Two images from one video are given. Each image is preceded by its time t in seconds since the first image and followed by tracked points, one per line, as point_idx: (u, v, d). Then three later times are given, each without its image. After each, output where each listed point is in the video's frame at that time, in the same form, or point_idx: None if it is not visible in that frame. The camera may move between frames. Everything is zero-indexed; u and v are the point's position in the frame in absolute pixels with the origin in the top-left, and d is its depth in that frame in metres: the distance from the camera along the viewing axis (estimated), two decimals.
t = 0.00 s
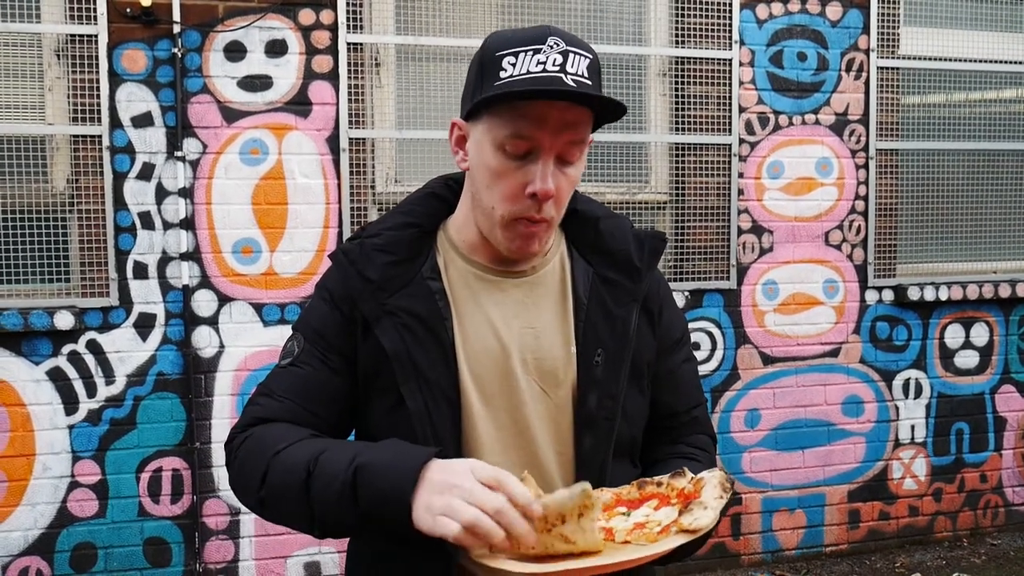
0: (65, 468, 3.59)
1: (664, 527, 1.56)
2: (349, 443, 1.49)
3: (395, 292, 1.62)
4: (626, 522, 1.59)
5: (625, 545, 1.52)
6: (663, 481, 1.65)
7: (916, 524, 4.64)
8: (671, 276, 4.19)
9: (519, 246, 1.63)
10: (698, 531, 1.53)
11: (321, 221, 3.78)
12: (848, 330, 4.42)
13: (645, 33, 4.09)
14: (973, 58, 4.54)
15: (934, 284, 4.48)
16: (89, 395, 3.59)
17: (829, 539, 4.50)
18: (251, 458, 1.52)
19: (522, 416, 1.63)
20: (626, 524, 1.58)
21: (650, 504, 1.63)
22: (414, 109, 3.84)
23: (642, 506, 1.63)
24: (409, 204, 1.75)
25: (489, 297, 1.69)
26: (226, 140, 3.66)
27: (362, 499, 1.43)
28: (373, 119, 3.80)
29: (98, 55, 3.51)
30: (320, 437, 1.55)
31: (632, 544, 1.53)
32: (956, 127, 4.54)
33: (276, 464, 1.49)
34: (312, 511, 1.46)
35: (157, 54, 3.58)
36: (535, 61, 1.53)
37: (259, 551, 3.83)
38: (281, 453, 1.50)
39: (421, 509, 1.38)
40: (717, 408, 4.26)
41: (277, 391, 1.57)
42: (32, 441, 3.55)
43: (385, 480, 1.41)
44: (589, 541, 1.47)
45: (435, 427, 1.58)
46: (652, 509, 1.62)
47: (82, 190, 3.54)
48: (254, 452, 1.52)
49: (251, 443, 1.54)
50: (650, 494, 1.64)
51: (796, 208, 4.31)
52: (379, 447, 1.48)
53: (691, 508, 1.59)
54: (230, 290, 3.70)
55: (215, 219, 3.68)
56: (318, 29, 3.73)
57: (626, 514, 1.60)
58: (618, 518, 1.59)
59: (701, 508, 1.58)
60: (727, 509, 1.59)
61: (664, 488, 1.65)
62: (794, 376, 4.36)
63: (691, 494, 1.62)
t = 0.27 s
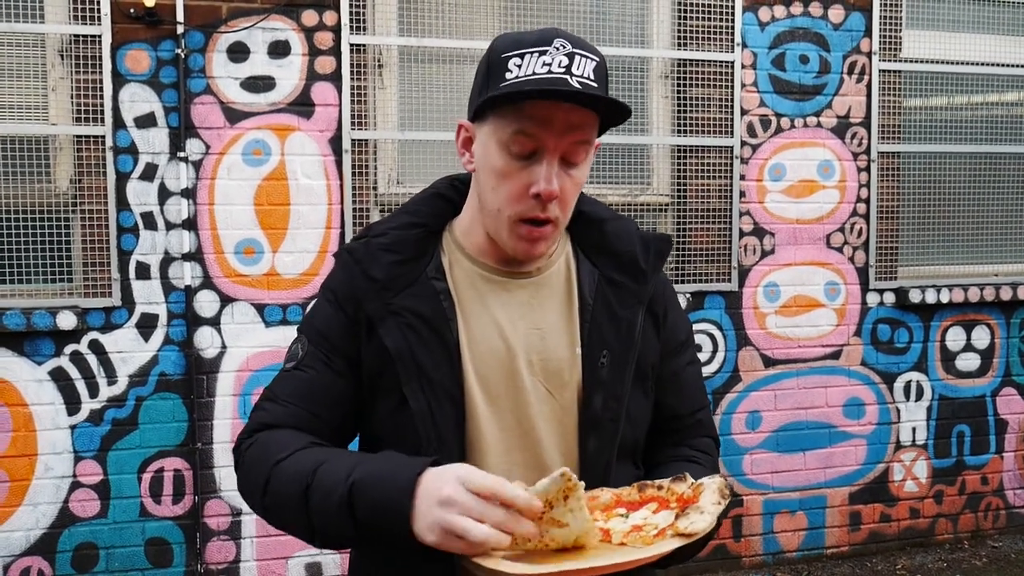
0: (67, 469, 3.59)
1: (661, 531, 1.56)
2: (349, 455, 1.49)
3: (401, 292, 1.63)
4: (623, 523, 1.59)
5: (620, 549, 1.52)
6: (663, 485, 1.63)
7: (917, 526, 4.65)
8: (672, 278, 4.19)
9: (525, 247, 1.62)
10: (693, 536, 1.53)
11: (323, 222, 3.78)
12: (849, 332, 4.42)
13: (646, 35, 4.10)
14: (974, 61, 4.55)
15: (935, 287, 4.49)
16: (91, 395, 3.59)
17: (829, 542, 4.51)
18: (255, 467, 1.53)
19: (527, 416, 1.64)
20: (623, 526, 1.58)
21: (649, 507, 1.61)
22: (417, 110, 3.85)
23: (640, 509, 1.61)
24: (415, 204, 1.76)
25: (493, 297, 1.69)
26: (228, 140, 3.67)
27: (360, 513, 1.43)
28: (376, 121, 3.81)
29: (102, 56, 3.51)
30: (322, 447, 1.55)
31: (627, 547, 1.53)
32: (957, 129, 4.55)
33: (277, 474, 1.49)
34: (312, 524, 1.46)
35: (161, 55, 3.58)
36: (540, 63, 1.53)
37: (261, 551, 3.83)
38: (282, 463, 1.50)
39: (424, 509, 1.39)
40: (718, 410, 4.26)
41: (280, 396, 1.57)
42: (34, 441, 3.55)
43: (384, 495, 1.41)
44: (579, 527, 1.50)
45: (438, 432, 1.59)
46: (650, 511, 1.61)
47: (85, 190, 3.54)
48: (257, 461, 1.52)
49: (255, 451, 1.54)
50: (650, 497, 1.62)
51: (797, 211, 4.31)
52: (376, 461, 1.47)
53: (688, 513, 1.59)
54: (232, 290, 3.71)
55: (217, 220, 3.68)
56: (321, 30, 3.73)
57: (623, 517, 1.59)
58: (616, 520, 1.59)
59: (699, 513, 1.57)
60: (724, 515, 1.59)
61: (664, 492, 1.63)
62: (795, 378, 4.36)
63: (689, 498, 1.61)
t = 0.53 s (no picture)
0: (67, 471, 3.59)
1: (740, 541, 1.59)
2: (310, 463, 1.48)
3: (405, 298, 1.64)
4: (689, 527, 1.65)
5: (697, 545, 1.58)
6: (715, 495, 1.75)
7: (916, 529, 4.65)
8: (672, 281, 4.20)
9: (522, 230, 1.62)
10: (784, 551, 1.53)
11: (324, 225, 3.79)
12: (849, 335, 4.43)
13: (646, 38, 4.11)
14: (972, 65, 4.56)
15: (934, 290, 4.49)
16: (92, 397, 3.60)
17: (829, 545, 4.51)
18: (257, 478, 1.57)
19: (533, 423, 1.64)
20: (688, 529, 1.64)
21: (702, 514, 1.71)
22: (416, 113, 3.86)
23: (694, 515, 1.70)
24: (419, 208, 1.76)
25: (501, 303, 1.69)
26: (229, 143, 3.68)
27: (309, 517, 1.43)
28: (376, 124, 3.82)
29: (103, 59, 3.52)
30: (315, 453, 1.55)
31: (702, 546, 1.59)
32: (956, 133, 4.56)
33: (263, 484, 1.52)
34: (297, 535, 1.46)
35: (161, 58, 3.59)
36: (507, 47, 1.59)
37: (260, 554, 3.83)
38: (268, 473, 1.53)
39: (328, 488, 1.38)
40: (718, 413, 4.26)
41: (285, 412, 1.58)
42: (34, 444, 3.55)
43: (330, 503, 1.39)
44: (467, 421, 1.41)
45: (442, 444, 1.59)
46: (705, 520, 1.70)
47: (85, 193, 3.55)
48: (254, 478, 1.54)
49: (258, 463, 1.58)
50: (701, 506, 1.72)
51: (797, 214, 4.32)
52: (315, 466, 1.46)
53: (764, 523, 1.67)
54: (232, 293, 3.71)
55: (217, 223, 3.69)
56: (321, 34, 3.74)
57: (678, 519, 1.68)
58: (672, 520, 1.66)
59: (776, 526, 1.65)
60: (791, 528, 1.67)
61: (716, 502, 1.74)
62: (795, 381, 4.37)
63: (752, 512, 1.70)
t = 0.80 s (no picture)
0: (67, 474, 3.59)
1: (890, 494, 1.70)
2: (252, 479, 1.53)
3: (403, 304, 1.65)
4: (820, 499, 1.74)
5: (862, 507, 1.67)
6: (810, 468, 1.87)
7: (918, 531, 4.65)
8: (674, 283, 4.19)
9: (518, 236, 1.63)
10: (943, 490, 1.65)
11: (324, 227, 3.79)
12: (850, 337, 4.42)
13: (647, 40, 4.10)
14: (973, 66, 4.56)
15: (936, 291, 4.49)
16: (92, 400, 3.59)
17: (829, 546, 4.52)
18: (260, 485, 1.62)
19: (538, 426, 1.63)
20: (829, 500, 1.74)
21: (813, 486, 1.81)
22: (416, 116, 3.86)
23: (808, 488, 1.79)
24: (420, 213, 1.77)
25: (504, 306, 1.69)
26: (229, 146, 3.67)
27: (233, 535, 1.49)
28: (377, 126, 3.81)
29: (104, 61, 3.52)
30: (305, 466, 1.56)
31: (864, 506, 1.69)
32: (958, 134, 4.55)
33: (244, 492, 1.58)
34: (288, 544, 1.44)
35: (162, 61, 3.59)
36: (484, 55, 1.59)
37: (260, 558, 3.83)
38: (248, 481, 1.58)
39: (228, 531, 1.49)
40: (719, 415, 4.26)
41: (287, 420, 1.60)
42: (34, 447, 3.55)
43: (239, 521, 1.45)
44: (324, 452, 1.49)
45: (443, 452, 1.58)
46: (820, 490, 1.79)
47: (86, 196, 3.55)
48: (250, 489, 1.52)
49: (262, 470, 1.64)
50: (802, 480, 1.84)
51: (798, 216, 4.32)
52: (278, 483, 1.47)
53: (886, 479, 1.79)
54: (233, 296, 3.71)
55: (218, 225, 3.68)
56: (322, 37, 3.74)
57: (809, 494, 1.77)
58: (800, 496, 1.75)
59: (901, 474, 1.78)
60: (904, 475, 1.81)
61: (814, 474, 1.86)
62: (796, 383, 4.36)
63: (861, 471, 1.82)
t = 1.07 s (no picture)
0: (69, 475, 3.59)
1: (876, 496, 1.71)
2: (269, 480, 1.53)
3: (402, 306, 1.66)
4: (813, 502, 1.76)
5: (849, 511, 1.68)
6: (801, 467, 1.87)
7: (919, 533, 4.65)
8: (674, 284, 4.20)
9: (515, 240, 1.63)
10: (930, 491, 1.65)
11: (325, 228, 3.79)
12: (850, 338, 4.42)
13: (647, 42, 4.10)
14: (974, 68, 4.56)
15: (936, 293, 4.50)
16: (94, 401, 3.60)
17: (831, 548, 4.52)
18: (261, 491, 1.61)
19: (537, 427, 1.63)
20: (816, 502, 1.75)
21: (800, 487, 1.83)
22: (417, 118, 3.86)
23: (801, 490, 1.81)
24: (420, 216, 1.77)
25: (504, 308, 1.69)
26: (231, 147, 3.68)
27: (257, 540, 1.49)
28: (378, 127, 3.82)
29: (105, 63, 3.53)
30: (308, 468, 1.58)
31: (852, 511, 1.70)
32: (958, 135, 4.55)
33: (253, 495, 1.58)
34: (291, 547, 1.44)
35: (163, 63, 3.59)
36: (476, 61, 1.59)
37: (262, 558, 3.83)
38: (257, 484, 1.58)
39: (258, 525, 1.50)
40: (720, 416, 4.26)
41: (289, 424, 1.59)
42: (36, 448, 3.55)
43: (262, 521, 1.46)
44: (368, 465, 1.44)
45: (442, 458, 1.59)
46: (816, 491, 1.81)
47: (87, 197, 3.56)
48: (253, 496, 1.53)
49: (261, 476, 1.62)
50: (792, 480, 1.85)
51: (799, 217, 4.32)
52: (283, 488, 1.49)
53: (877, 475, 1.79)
54: (234, 297, 3.71)
55: (219, 226, 3.68)
56: (323, 38, 3.74)
57: (793, 497, 1.79)
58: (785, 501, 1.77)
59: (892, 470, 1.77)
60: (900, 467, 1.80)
61: (805, 472, 1.87)
62: (797, 385, 4.37)
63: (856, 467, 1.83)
